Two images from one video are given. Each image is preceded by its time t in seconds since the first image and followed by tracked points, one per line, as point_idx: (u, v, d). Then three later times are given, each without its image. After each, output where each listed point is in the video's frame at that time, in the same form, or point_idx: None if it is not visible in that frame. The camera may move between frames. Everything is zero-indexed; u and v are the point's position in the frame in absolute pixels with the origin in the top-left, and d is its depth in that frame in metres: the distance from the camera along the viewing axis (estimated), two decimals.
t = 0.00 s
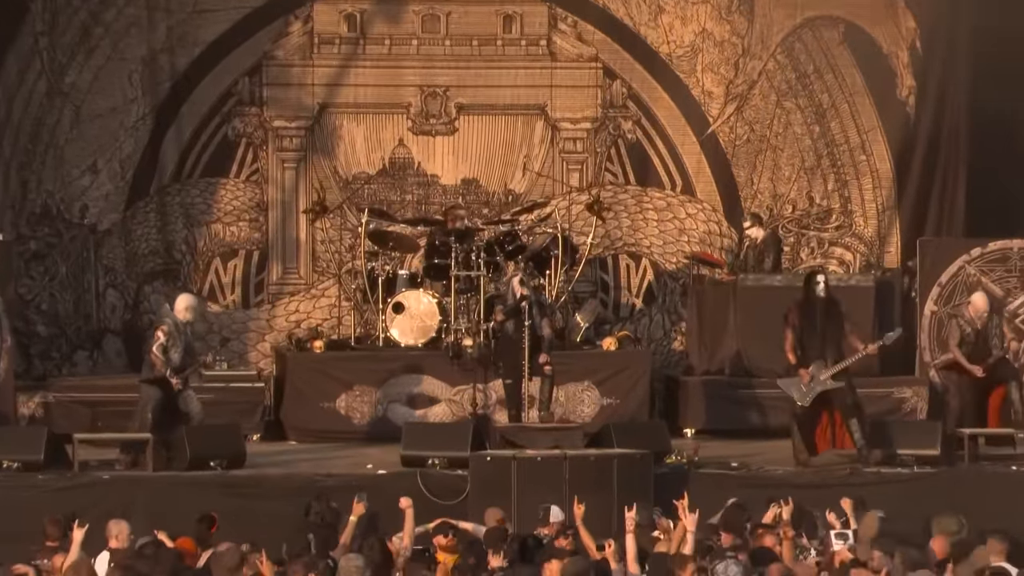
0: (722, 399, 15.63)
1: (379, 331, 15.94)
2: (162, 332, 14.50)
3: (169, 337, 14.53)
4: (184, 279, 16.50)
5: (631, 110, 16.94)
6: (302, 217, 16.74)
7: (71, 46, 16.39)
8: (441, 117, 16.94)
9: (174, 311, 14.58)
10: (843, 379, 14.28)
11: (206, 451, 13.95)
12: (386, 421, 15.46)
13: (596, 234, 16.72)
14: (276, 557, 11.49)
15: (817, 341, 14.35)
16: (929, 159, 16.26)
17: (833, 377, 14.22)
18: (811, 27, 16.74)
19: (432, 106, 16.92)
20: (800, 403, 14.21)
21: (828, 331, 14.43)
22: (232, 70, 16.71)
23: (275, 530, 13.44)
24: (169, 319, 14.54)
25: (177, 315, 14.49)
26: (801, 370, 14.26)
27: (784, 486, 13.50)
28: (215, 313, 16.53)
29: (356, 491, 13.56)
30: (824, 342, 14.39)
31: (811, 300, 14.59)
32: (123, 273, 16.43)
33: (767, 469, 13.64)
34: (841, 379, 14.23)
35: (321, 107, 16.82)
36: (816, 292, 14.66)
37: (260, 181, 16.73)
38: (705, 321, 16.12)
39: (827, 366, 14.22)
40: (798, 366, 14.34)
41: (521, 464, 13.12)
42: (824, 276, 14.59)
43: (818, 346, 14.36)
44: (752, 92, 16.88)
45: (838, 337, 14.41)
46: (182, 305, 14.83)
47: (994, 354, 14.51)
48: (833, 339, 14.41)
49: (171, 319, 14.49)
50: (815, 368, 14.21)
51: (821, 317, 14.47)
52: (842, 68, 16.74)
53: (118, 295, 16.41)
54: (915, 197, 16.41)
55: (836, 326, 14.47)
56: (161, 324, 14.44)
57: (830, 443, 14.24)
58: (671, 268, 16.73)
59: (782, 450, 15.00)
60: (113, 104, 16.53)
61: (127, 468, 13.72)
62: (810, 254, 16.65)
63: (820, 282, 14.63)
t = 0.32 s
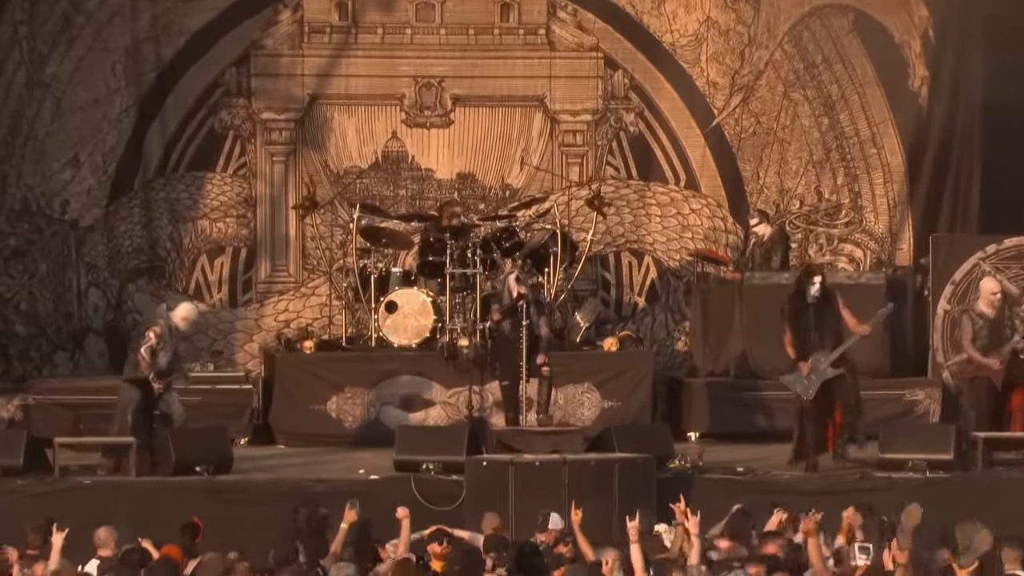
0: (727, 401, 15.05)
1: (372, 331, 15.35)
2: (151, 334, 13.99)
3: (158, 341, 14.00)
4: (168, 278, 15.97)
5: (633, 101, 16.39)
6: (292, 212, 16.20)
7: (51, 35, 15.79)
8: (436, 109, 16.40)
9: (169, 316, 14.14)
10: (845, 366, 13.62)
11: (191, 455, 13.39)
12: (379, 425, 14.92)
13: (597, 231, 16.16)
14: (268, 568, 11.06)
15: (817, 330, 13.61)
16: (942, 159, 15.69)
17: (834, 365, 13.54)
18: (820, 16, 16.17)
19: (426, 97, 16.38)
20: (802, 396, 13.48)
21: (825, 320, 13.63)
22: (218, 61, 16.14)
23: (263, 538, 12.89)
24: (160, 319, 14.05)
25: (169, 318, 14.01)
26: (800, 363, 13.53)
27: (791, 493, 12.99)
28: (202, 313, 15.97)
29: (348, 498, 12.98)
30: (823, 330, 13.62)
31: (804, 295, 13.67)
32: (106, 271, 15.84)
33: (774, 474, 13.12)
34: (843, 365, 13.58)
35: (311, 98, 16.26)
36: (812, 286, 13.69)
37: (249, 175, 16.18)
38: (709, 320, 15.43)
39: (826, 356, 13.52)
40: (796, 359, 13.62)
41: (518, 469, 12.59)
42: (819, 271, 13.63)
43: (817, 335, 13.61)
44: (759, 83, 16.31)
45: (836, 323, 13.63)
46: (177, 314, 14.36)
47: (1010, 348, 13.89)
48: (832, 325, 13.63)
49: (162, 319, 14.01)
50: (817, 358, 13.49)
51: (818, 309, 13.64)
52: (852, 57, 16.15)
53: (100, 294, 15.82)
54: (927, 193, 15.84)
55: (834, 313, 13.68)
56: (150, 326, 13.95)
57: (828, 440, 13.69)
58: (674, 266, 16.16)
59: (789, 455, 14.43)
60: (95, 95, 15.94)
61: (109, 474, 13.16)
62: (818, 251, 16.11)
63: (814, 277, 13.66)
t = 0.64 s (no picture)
0: (734, 403, 14.48)
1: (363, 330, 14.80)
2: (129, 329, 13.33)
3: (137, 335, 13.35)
4: (152, 275, 15.38)
5: (636, 92, 15.82)
6: (282, 207, 15.63)
7: (31, 22, 15.20)
8: (431, 99, 15.84)
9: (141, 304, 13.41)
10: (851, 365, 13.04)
11: (176, 460, 12.75)
12: (371, 428, 14.37)
13: (599, 226, 15.58)
14: None
15: (824, 327, 13.03)
16: (956, 151, 15.05)
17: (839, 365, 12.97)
18: (829, 3, 15.59)
19: (421, 87, 15.82)
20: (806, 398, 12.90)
21: (832, 316, 13.06)
22: (204, 50, 15.58)
23: (249, 547, 12.34)
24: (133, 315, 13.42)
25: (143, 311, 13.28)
26: (804, 361, 12.93)
27: (802, 497, 12.42)
28: (187, 311, 15.37)
29: (340, 503, 12.42)
30: (829, 326, 13.05)
31: (811, 289, 13.09)
32: (88, 268, 15.28)
33: (782, 478, 12.55)
34: (848, 365, 12.97)
35: (301, 88, 15.68)
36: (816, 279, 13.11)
37: (236, 168, 15.61)
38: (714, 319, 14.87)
39: (831, 355, 12.94)
40: (801, 357, 13.02)
41: (516, 474, 11.98)
42: (826, 261, 13.08)
43: (824, 332, 13.04)
44: (766, 72, 15.74)
45: (844, 318, 13.09)
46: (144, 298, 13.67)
47: None
48: (839, 321, 13.08)
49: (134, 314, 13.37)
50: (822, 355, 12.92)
51: (826, 304, 13.07)
52: (863, 46, 15.56)
53: (81, 291, 15.27)
54: (941, 186, 15.22)
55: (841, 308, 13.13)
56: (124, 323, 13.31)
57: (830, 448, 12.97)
58: (679, 263, 15.59)
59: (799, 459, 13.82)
60: (76, 85, 15.37)
61: (90, 480, 12.60)
62: (828, 248, 15.57)
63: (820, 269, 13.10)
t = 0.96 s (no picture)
0: (741, 404, 13.94)
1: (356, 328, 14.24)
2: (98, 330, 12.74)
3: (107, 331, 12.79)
4: (136, 271, 14.86)
5: (638, 80, 15.28)
6: (271, 200, 15.09)
7: (10, 8, 14.68)
8: (425, 88, 15.28)
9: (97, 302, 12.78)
10: (860, 370, 12.48)
11: (161, 463, 12.18)
12: (363, 430, 13.81)
13: (601, 218, 15.12)
14: None
15: (837, 331, 12.48)
16: (971, 142, 14.48)
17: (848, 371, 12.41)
18: None
19: (414, 75, 15.27)
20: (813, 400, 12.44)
21: (846, 320, 12.51)
22: (189, 37, 15.03)
23: (235, 554, 11.79)
24: (98, 312, 12.85)
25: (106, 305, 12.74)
26: (812, 365, 12.42)
27: (811, 503, 11.91)
28: (172, 309, 14.89)
29: (330, 508, 11.85)
30: (843, 330, 12.49)
31: (826, 292, 12.54)
32: (69, 263, 14.73)
33: (791, 482, 12.01)
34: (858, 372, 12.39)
35: (290, 77, 15.13)
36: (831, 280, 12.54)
37: (223, 160, 15.07)
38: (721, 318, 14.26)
39: (840, 363, 12.39)
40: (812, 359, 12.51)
41: (514, 478, 11.42)
42: (840, 265, 12.48)
43: (837, 336, 12.49)
44: (774, 60, 15.17)
45: (858, 324, 12.50)
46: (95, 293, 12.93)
47: None
48: (853, 326, 12.51)
49: (101, 311, 12.79)
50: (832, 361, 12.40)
51: (840, 308, 12.51)
52: (875, 33, 14.99)
53: (63, 288, 14.71)
54: (954, 181, 14.65)
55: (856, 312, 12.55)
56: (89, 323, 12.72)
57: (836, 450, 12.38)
58: (683, 258, 15.12)
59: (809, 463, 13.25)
60: (57, 73, 14.82)
61: (70, 484, 12.05)
62: (838, 243, 15.02)
63: (834, 273, 12.52)
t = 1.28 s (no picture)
0: (749, 407, 13.42)
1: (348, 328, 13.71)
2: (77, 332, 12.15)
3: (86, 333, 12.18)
4: (120, 269, 14.35)
5: (642, 70, 14.74)
6: (260, 195, 14.58)
7: None
8: (420, 79, 14.76)
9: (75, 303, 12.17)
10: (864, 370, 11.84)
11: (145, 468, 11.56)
12: (356, 433, 13.30)
13: (605, 215, 14.60)
14: None
15: (844, 326, 11.89)
16: (988, 132, 13.92)
17: (852, 369, 11.83)
18: None
19: (409, 65, 14.75)
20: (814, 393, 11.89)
21: (854, 314, 11.92)
22: (174, 26, 14.50)
23: (221, 564, 11.24)
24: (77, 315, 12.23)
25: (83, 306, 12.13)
26: (817, 354, 11.87)
27: (821, 509, 11.33)
28: (157, 308, 14.38)
29: (321, 516, 11.26)
30: (850, 326, 11.89)
31: (836, 281, 11.99)
32: (50, 261, 14.20)
33: (801, 487, 11.45)
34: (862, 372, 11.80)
35: (279, 67, 14.63)
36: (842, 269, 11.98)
37: (210, 153, 14.56)
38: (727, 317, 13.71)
39: (845, 357, 11.82)
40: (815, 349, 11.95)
41: (513, 483, 10.88)
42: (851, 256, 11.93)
43: (843, 329, 11.90)
44: (783, 49, 14.62)
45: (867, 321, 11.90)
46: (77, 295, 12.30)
47: None
48: (861, 322, 11.91)
49: (79, 313, 12.18)
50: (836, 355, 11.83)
51: (849, 301, 11.94)
52: (888, 22, 14.46)
53: (43, 286, 14.18)
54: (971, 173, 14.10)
55: (865, 308, 11.96)
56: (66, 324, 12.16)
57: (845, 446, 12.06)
58: (688, 255, 14.61)
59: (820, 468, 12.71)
60: (37, 63, 14.28)
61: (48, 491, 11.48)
62: (849, 239, 14.51)
63: (845, 263, 11.96)
